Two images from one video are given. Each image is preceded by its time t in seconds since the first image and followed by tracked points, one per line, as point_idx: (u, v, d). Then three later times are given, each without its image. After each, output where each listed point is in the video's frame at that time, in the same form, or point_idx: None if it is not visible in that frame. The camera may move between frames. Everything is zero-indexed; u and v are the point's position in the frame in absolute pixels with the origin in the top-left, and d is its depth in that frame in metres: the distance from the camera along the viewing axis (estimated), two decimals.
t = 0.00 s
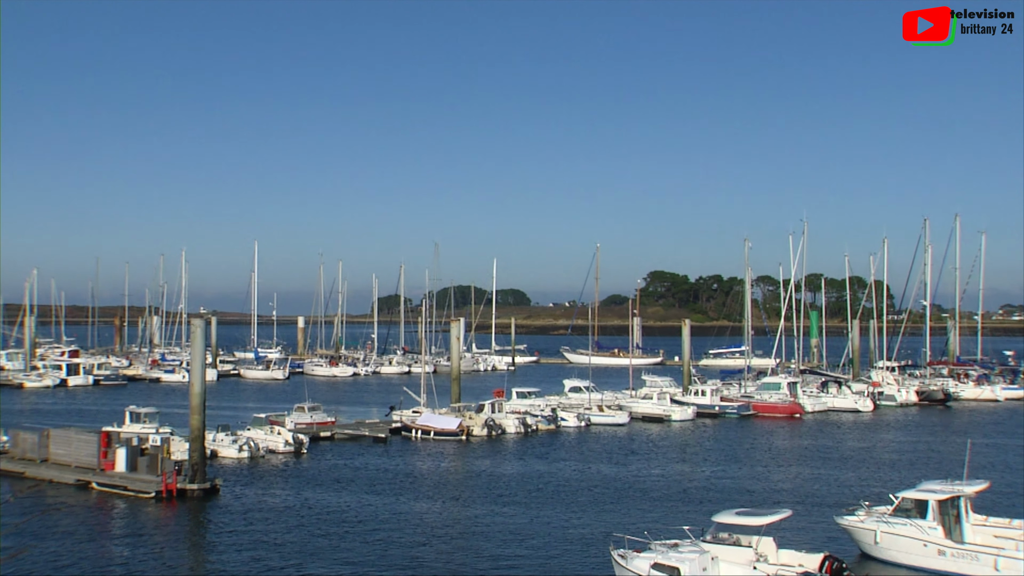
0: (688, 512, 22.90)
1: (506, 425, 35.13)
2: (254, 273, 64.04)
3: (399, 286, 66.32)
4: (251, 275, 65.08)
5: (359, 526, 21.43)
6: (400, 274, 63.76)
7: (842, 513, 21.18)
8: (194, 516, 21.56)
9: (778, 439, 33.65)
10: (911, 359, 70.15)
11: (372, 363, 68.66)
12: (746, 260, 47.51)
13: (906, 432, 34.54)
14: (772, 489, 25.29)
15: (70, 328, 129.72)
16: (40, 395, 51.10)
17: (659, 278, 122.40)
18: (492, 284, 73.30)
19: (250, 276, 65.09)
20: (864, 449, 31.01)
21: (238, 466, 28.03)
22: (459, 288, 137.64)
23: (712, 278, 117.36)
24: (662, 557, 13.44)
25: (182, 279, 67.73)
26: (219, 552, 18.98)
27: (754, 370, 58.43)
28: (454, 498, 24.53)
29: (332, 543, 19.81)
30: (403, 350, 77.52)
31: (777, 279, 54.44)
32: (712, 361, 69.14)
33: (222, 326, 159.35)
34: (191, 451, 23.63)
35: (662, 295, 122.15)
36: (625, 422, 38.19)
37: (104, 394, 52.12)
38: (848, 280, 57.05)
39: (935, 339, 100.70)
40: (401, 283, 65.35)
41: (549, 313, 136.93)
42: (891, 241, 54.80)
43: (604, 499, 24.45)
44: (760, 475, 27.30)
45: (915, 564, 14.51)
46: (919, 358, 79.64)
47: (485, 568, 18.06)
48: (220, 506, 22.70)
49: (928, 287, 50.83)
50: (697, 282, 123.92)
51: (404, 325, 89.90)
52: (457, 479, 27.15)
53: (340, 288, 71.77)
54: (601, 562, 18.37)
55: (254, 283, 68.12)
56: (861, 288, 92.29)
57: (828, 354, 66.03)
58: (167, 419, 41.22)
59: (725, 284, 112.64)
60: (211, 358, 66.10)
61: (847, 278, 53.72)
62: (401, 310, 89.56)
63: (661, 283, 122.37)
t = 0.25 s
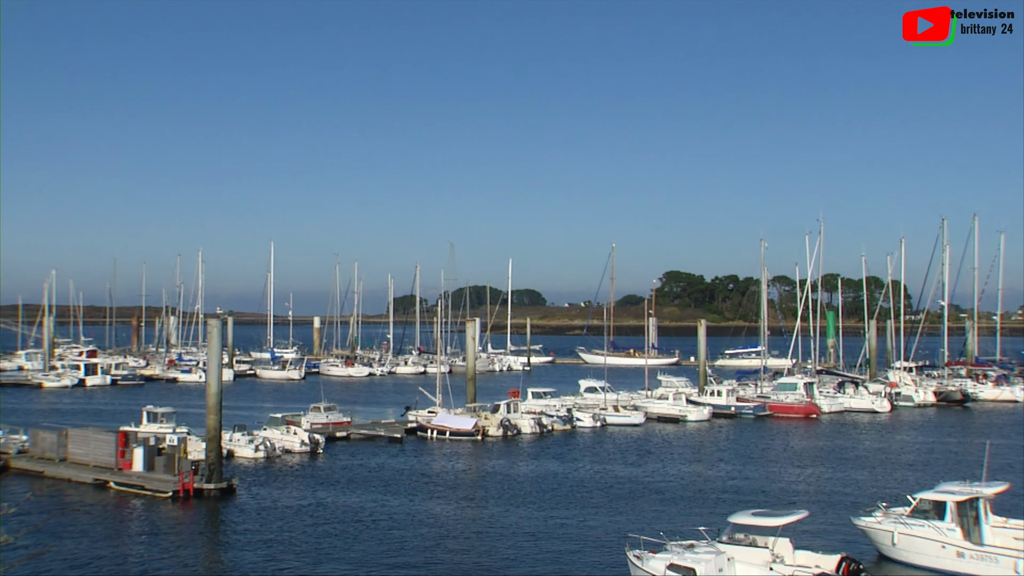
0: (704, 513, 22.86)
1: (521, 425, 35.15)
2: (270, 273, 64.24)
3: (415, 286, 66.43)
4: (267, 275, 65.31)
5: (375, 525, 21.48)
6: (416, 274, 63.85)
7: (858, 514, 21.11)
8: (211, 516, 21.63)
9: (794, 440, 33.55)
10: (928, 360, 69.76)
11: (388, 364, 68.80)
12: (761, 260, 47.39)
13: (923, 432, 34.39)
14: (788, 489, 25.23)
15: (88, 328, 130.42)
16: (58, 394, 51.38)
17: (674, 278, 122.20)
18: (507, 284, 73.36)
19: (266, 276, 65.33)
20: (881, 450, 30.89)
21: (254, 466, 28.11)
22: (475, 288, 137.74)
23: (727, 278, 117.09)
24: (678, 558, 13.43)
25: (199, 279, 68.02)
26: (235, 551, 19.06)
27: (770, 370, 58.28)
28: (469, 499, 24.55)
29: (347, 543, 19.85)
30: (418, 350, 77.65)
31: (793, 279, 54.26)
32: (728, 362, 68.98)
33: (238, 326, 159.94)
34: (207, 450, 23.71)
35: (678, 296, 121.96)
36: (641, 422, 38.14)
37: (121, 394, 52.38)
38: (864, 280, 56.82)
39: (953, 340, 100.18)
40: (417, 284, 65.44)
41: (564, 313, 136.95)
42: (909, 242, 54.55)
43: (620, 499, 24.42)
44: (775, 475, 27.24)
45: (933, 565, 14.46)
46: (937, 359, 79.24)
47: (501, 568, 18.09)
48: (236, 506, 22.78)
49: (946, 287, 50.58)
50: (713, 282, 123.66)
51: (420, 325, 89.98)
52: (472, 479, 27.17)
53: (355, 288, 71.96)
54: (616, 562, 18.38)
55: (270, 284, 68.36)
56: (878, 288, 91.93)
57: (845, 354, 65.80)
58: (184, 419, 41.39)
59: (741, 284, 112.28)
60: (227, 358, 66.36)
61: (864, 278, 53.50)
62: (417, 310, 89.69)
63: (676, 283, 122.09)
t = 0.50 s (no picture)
0: (722, 513, 22.79)
1: (538, 426, 35.17)
2: (287, 273, 64.42)
3: (432, 286, 66.49)
4: (285, 276, 65.54)
5: (392, 525, 21.51)
6: (432, 274, 63.94)
7: (877, 515, 21.01)
8: (229, 515, 21.70)
9: (812, 441, 33.43)
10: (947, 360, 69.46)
11: (404, 364, 68.94)
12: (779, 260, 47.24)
13: (942, 433, 34.23)
14: (806, 490, 25.16)
15: (106, 328, 131.09)
16: (77, 394, 51.65)
17: (691, 278, 122.11)
18: (524, 284, 73.44)
19: (283, 276, 65.56)
20: (899, 450, 30.76)
21: (271, 466, 28.19)
22: (491, 288, 137.87)
23: (744, 278, 116.83)
24: (695, 559, 13.41)
25: (216, 279, 68.30)
26: (254, 551, 19.09)
27: (787, 371, 58.07)
28: (486, 499, 24.56)
29: (364, 542, 19.89)
30: (435, 350, 77.70)
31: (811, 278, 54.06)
32: (745, 362, 68.81)
33: (255, 326, 160.43)
34: (225, 450, 23.80)
35: (694, 296, 121.81)
36: (658, 422, 38.09)
37: (140, 394, 52.62)
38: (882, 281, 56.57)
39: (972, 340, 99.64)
40: (433, 284, 65.49)
41: (581, 314, 136.83)
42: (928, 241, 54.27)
43: (636, 500, 24.40)
44: (793, 476, 27.17)
45: (952, 567, 14.39)
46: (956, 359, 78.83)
47: (518, 567, 18.12)
48: (254, 505, 22.83)
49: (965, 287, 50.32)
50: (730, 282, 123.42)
51: (436, 326, 90.07)
52: (489, 479, 27.20)
53: (372, 289, 72.13)
54: (633, 562, 18.37)
55: (287, 285, 68.62)
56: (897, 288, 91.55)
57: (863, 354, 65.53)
58: (202, 419, 41.56)
59: (758, 284, 111.93)
60: (245, 358, 66.63)
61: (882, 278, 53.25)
62: (433, 311, 89.78)
63: (693, 283, 121.77)
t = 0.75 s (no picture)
0: (742, 514, 22.75)
1: (556, 426, 35.18)
2: (306, 274, 64.60)
3: (450, 287, 66.57)
4: (304, 276, 65.77)
5: (411, 525, 21.58)
6: (451, 275, 64.01)
7: (898, 516, 20.92)
8: (249, 515, 21.79)
9: (832, 441, 33.31)
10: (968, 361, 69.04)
11: (423, 364, 69.05)
12: (799, 260, 47.05)
13: (963, 434, 34.02)
14: (826, 491, 25.08)
15: (127, 328, 131.82)
16: (99, 394, 51.95)
17: (710, 279, 121.89)
18: (543, 284, 73.44)
19: (303, 277, 65.79)
20: (920, 451, 30.60)
21: (290, 465, 28.29)
22: (510, 288, 137.91)
23: (764, 278, 116.51)
24: (715, 560, 13.41)
25: (236, 280, 68.60)
26: (274, 550, 19.17)
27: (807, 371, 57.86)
28: (505, 499, 24.61)
29: (383, 542, 19.95)
30: (454, 350, 77.73)
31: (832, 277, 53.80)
32: (765, 362, 68.60)
33: (275, 326, 160.97)
34: (245, 450, 23.91)
35: (714, 296, 121.59)
36: (677, 423, 38.02)
37: (160, 394, 52.90)
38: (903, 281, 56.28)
39: (994, 340, 99.01)
40: (452, 285, 65.53)
41: (600, 314, 136.68)
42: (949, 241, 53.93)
43: (655, 500, 24.38)
44: (813, 477, 27.09)
45: (975, 569, 14.30)
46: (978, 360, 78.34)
47: (536, 567, 18.19)
48: (274, 505, 22.94)
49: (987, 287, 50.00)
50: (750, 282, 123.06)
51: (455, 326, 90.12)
52: (508, 480, 27.24)
53: (391, 289, 72.31)
54: (653, 563, 18.37)
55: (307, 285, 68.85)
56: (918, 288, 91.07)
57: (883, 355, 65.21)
58: (223, 418, 41.75)
59: (777, 284, 111.58)
60: (264, 358, 66.90)
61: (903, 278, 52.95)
62: (452, 311, 89.86)
63: (712, 283, 121.37)
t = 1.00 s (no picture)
0: (761, 515, 22.71)
1: (575, 426, 35.19)
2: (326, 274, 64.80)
3: (469, 287, 66.62)
4: (323, 276, 65.98)
5: (430, 525, 21.61)
6: (470, 275, 64.06)
7: (918, 518, 20.84)
8: (269, 514, 21.89)
9: (853, 442, 33.17)
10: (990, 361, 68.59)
11: (442, 364, 69.13)
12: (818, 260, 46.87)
13: (985, 435, 33.81)
14: (845, 492, 25.02)
15: (148, 328, 132.46)
16: (120, 394, 52.21)
17: (729, 279, 121.62)
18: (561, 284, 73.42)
19: (322, 277, 66.00)
20: (941, 453, 30.45)
21: (310, 465, 28.40)
22: (528, 288, 137.89)
23: (783, 278, 116.10)
24: (734, 561, 13.42)
25: (255, 280, 68.87)
26: (293, 550, 19.26)
27: (827, 371, 57.60)
28: (523, 499, 24.63)
29: (402, 542, 20.02)
30: (473, 351, 77.74)
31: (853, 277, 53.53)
32: (784, 363, 68.37)
33: (293, 327, 161.55)
34: (265, 450, 24.05)
35: (732, 296, 121.32)
36: (696, 423, 37.94)
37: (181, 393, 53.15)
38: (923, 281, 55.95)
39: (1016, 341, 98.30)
40: (471, 285, 65.59)
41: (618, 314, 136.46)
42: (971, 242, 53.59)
43: (674, 500, 24.37)
44: (832, 477, 27.02)
45: (997, 571, 14.21)
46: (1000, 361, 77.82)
47: (556, 566, 18.25)
48: (293, 505, 23.04)
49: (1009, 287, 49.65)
50: (769, 282, 122.66)
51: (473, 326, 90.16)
52: (526, 480, 27.27)
53: (409, 289, 72.44)
54: (671, 563, 18.38)
55: (326, 286, 69.07)
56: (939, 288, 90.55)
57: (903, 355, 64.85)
58: (243, 418, 41.91)
59: (796, 284, 111.15)
60: (284, 358, 67.14)
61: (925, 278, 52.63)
62: (470, 312, 89.90)
63: (731, 283, 121.01)
